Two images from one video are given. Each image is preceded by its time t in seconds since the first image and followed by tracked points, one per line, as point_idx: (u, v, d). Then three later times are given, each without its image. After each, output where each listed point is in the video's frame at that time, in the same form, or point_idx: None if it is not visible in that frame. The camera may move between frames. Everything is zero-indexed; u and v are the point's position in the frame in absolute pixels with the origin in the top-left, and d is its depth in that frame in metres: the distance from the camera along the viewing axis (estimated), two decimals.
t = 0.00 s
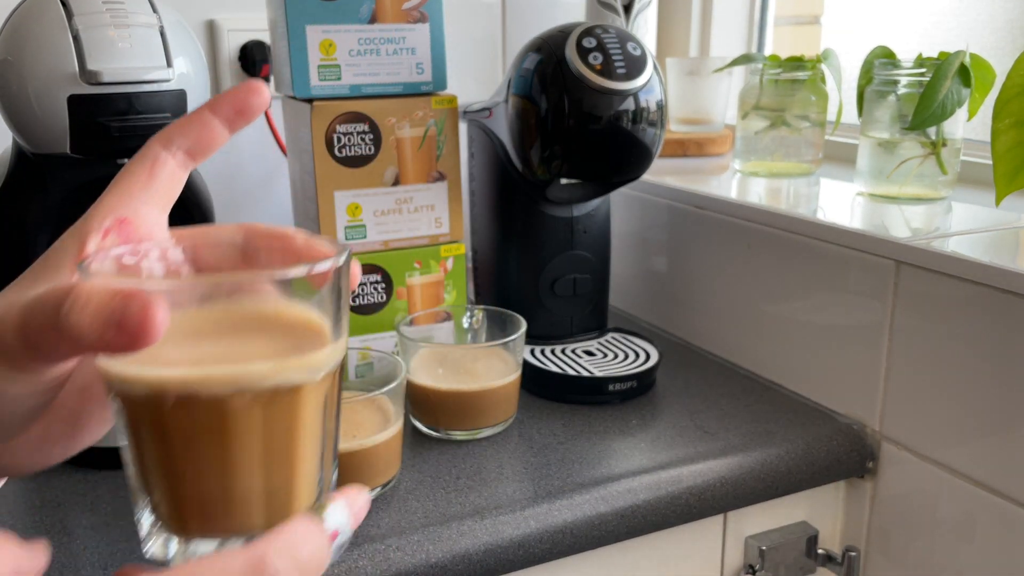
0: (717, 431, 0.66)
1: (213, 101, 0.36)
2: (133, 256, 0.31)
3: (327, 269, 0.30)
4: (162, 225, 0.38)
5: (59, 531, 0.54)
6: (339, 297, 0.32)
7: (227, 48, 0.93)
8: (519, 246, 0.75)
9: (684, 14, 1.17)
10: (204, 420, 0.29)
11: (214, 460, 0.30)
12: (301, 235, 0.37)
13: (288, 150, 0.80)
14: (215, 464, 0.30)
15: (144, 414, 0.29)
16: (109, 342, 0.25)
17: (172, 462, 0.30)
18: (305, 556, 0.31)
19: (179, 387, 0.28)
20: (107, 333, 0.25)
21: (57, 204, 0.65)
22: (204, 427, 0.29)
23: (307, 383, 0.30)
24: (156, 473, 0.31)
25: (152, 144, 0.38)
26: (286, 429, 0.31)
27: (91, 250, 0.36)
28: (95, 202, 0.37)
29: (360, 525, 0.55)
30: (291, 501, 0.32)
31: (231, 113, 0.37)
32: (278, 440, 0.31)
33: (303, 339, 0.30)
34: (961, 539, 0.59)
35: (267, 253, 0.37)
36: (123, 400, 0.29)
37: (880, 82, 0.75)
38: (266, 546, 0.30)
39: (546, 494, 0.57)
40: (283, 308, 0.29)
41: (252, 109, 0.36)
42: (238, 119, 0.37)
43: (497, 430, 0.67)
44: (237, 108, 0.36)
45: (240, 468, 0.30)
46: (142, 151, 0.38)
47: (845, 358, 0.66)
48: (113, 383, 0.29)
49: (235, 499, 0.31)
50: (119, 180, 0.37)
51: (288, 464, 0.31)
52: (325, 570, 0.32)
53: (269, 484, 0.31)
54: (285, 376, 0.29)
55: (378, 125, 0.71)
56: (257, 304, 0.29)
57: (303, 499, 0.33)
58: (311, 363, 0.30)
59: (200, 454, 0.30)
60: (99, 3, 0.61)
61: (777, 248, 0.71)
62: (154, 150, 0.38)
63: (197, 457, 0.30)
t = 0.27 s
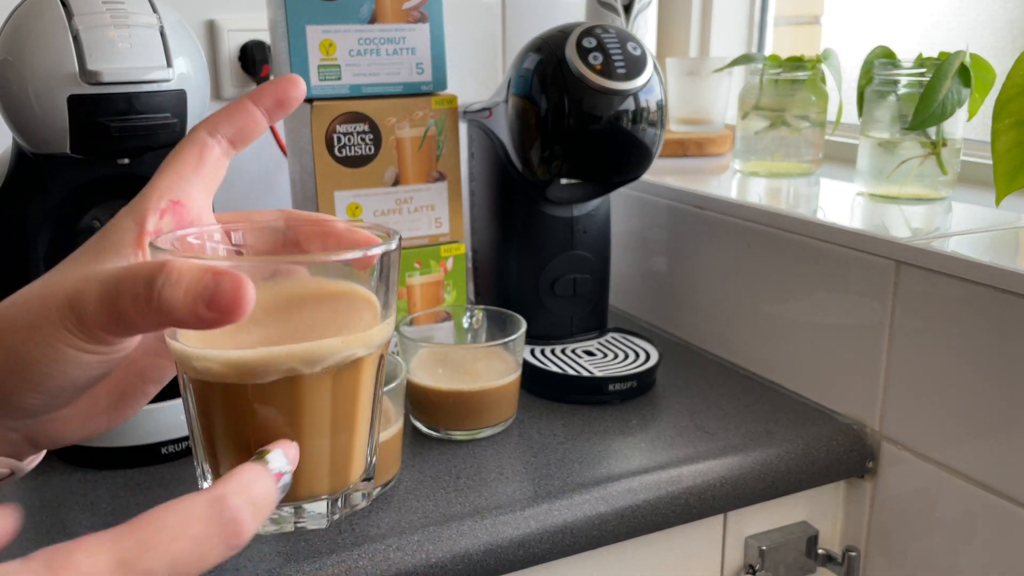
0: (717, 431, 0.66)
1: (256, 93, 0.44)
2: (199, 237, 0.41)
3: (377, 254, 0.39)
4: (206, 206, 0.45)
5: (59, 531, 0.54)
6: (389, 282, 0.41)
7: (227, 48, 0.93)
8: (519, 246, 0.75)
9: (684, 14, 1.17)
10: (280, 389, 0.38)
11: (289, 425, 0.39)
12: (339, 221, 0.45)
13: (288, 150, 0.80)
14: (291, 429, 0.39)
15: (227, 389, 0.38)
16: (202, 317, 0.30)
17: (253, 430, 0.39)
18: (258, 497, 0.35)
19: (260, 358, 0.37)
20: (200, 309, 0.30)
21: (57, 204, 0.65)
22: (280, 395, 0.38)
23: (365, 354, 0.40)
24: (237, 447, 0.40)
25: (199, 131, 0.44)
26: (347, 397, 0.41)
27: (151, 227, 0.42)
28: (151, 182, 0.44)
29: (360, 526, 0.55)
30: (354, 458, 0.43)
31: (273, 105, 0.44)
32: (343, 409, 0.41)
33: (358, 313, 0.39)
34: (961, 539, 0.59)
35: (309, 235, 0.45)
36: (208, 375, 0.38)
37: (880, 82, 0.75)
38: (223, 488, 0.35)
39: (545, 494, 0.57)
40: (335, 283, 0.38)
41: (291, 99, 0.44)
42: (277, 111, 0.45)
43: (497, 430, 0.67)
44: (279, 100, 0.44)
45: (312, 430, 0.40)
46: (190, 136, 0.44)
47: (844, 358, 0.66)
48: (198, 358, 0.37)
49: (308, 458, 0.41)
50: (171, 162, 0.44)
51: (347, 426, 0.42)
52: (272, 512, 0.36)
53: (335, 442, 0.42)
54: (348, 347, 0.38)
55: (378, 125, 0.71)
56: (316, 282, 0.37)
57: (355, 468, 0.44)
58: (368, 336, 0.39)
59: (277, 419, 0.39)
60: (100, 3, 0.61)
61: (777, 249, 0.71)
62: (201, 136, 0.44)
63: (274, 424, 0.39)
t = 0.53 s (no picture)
0: (717, 431, 0.66)
1: (239, 93, 0.45)
2: (193, 231, 0.41)
3: (364, 245, 0.39)
4: (192, 202, 0.46)
5: (59, 531, 0.54)
6: (377, 267, 0.41)
7: (227, 48, 0.93)
8: (519, 246, 0.75)
9: (684, 14, 1.17)
10: (274, 377, 0.38)
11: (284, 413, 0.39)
12: (325, 214, 0.45)
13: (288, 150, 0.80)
14: (286, 415, 0.39)
15: (222, 377, 0.38)
16: (206, 310, 0.31)
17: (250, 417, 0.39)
18: (195, 523, 0.40)
19: (255, 348, 0.37)
20: (204, 302, 0.31)
21: (57, 204, 0.65)
22: (275, 383, 0.38)
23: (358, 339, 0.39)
24: (234, 433, 0.40)
25: (185, 130, 0.44)
26: (342, 381, 0.40)
27: (143, 224, 0.42)
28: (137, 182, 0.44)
29: (360, 526, 0.55)
30: (349, 442, 0.43)
31: (255, 104, 0.45)
32: (339, 393, 0.41)
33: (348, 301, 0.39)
34: (961, 538, 0.59)
35: (295, 228, 0.45)
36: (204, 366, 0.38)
37: (880, 82, 0.75)
38: (163, 514, 0.39)
39: (546, 494, 0.57)
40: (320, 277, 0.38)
41: (274, 99, 0.45)
42: (260, 110, 0.45)
43: (496, 429, 0.67)
44: (263, 99, 0.45)
45: (307, 415, 0.40)
46: (175, 136, 0.45)
47: (844, 358, 0.66)
48: (193, 351, 0.38)
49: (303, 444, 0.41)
50: (157, 161, 0.44)
51: (342, 411, 0.41)
52: (210, 536, 0.41)
53: (329, 426, 0.41)
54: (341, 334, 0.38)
55: (378, 125, 0.71)
56: (305, 274, 0.38)
57: (350, 451, 0.43)
58: (360, 322, 0.39)
59: (272, 406, 0.39)
60: (99, 3, 0.60)
61: (777, 248, 0.71)
62: (186, 136, 0.45)
63: (269, 411, 0.39)
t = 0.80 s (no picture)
0: (717, 431, 0.66)
1: (232, 91, 0.45)
2: (188, 228, 0.41)
3: (356, 238, 0.39)
4: (186, 200, 0.46)
5: (59, 531, 0.54)
6: (372, 261, 0.41)
7: (227, 48, 0.93)
8: (519, 246, 0.75)
9: (684, 13, 1.17)
10: (270, 369, 0.38)
11: (279, 405, 0.39)
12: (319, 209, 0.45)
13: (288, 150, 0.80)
14: (281, 409, 0.39)
15: (218, 368, 0.38)
16: (201, 300, 0.31)
17: (245, 410, 0.39)
18: (164, 533, 0.43)
19: (251, 340, 0.37)
20: (199, 292, 0.31)
21: (57, 204, 0.65)
22: (270, 375, 0.38)
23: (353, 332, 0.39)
24: (229, 427, 0.40)
25: (178, 129, 0.45)
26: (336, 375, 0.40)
27: (139, 221, 0.42)
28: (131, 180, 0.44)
29: (360, 526, 0.55)
30: (344, 435, 0.43)
31: (247, 103, 0.45)
32: (333, 386, 0.40)
33: (341, 294, 0.39)
34: (961, 539, 0.59)
35: (289, 225, 0.45)
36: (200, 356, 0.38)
37: (880, 82, 0.75)
38: (133, 527, 0.42)
39: (546, 494, 0.57)
40: (314, 272, 0.39)
41: (267, 97, 0.45)
42: (252, 108, 0.45)
43: (496, 429, 0.67)
44: (255, 98, 0.45)
45: (302, 408, 0.40)
46: (168, 134, 0.45)
47: (844, 358, 0.66)
48: (190, 342, 0.38)
49: (299, 437, 0.40)
50: (151, 159, 0.44)
51: (336, 405, 0.41)
52: (174, 547, 0.44)
53: (325, 421, 0.41)
54: (336, 326, 0.38)
55: (378, 125, 0.71)
56: (299, 270, 0.38)
57: (345, 445, 0.43)
58: (355, 315, 0.39)
59: (268, 399, 0.39)
60: (99, 3, 0.60)
61: (777, 248, 0.71)
62: (180, 135, 0.45)
63: (264, 404, 0.39)
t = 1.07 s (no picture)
0: (717, 431, 0.66)
1: (230, 90, 0.44)
2: (182, 229, 0.41)
3: (351, 238, 0.39)
4: (181, 199, 0.46)
5: (59, 531, 0.54)
6: (367, 262, 0.41)
7: (227, 48, 0.93)
8: (519, 246, 0.75)
9: (684, 13, 1.17)
10: (263, 369, 0.38)
11: (272, 407, 0.39)
12: (315, 209, 0.45)
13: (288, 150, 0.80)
14: (274, 410, 0.39)
15: (211, 369, 0.38)
16: (191, 301, 0.31)
17: (239, 411, 0.39)
18: (147, 527, 0.43)
19: (244, 341, 0.37)
20: (189, 293, 0.31)
21: (57, 204, 0.65)
22: (263, 376, 0.38)
23: (347, 334, 0.39)
24: (222, 427, 0.40)
25: (174, 128, 0.44)
26: (330, 376, 0.40)
27: (132, 222, 0.42)
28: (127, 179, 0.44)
29: (360, 526, 0.55)
30: (338, 436, 0.43)
31: (245, 101, 0.45)
32: (327, 386, 0.40)
33: (335, 295, 0.39)
34: (961, 539, 0.59)
35: (285, 224, 0.45)
36: (193, 356, 0.38)
37: (880, 82, 0.75)
38: (117, 520, 0.42)
39: (545, 494, 0.57)
40: (309, 273, 0.39)
41: (264, 96, 0.45)
42: (249, 107, 0.45)
43: (496, 429, 0.67)
44: (252, 97, 0.45)
45: (295, 408, 0.40)
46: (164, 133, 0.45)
47: (844, 358, 0.66)
48: (183, 342, 0.38)
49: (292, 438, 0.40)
50: (146, 158, 0.44)
51: (330, 406, 0.41)
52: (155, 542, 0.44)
53: (318, 422, 0.41)
54: (330, 328, 0.38)
55: (378, 125, 0.71)
56: (294, 270, 0.38)
57: (339, 446, 0.43)
58: (349, 317, 0.39)
59: (262, 400, 0.39)
60: (99, 3, 0.60)
61: (777, 248, 0.71)
62: (175, 134, 0.44)
63: (258, 405, 0.39)
